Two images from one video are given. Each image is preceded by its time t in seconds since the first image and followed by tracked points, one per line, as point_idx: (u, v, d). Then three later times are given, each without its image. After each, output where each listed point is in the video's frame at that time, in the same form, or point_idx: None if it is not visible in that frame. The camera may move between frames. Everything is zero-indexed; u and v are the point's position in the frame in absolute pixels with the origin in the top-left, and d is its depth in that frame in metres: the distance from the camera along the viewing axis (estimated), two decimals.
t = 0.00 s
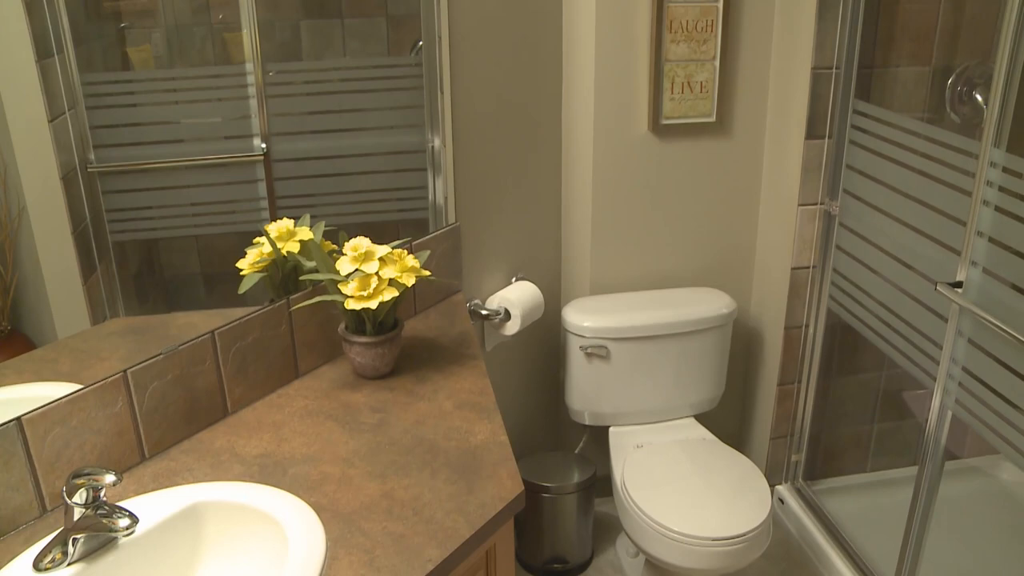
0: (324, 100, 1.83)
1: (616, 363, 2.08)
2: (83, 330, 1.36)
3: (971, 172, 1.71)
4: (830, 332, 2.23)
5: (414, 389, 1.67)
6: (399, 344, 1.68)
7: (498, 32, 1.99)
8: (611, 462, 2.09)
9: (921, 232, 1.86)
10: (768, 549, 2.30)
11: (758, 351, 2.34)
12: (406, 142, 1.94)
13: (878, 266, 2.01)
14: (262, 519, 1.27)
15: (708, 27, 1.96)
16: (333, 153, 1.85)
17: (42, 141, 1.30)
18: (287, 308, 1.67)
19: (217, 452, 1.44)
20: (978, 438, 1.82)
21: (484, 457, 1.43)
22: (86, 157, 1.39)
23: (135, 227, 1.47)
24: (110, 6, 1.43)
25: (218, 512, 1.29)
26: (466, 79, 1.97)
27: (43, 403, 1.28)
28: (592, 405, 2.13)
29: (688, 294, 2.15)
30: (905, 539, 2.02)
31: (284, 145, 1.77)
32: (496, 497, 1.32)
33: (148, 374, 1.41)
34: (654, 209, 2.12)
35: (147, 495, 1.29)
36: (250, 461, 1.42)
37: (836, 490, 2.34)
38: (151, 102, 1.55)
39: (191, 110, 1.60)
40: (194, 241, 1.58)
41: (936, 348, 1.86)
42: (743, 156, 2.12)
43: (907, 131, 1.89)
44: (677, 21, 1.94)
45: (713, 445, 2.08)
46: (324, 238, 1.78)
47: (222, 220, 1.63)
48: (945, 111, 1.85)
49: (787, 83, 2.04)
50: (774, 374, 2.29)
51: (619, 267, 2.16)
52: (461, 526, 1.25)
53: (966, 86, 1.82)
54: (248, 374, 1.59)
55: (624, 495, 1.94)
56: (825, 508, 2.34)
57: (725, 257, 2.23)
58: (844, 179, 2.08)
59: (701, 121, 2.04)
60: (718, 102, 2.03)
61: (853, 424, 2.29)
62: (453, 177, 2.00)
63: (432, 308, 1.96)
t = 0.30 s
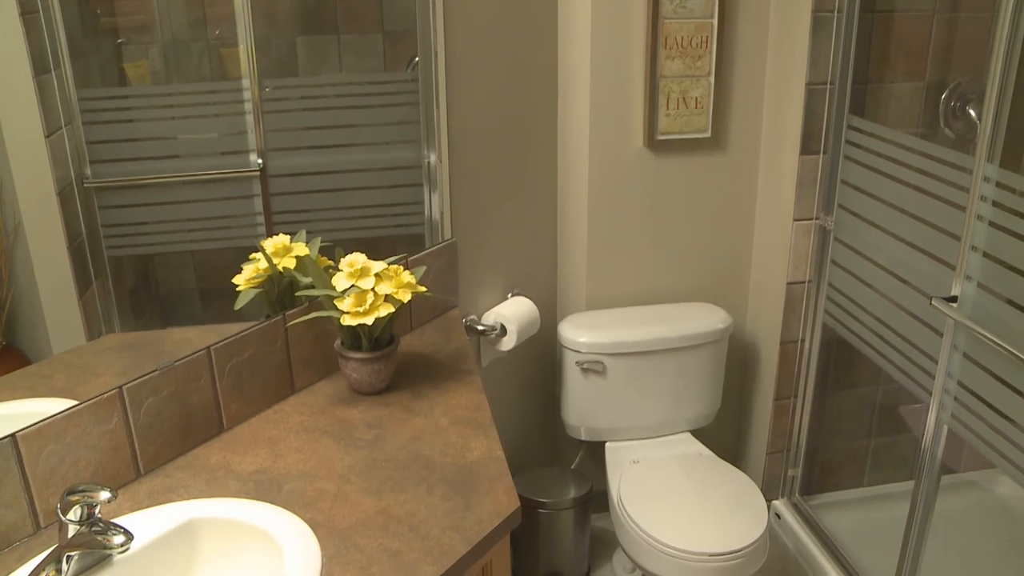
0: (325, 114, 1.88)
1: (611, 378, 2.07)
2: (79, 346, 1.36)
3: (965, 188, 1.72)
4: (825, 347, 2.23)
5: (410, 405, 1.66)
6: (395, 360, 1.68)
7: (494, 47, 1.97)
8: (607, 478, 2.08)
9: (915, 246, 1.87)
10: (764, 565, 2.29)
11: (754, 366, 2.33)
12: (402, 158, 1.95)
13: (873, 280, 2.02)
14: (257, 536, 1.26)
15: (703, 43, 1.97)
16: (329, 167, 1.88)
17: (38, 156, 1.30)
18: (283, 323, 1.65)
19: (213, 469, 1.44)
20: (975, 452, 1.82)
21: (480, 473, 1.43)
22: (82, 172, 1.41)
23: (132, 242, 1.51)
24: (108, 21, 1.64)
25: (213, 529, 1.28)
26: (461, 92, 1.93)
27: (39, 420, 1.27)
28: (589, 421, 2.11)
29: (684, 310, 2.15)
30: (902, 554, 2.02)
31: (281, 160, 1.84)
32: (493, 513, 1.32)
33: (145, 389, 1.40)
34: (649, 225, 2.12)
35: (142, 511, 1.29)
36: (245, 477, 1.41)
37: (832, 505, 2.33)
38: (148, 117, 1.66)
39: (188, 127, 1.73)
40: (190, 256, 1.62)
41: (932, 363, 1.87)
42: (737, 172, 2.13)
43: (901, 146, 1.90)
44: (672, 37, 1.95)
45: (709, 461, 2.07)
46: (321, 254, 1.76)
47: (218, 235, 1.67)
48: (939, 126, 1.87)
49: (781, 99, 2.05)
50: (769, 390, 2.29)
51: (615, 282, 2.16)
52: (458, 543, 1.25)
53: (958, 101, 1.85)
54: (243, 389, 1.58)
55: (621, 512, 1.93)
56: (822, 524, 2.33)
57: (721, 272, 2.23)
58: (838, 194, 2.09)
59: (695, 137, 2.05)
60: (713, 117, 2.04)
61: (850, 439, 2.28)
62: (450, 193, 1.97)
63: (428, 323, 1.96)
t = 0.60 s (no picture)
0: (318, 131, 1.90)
1: (607, 393, 2.05)
2: (73, 361, 1.36)
3: (958, 203, 1.73)
4: (821, 361, 2.22)
5: (406, 420, 1.66)
6: (390, 375, 1.68)
7: (490, 59, 1.97)
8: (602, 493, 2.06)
9: (909, 260, 1.88)
10: None
11: (750, 380, 2.33)
12: (398, 173, 1.97)
13: (867, 294, 2.03)
14: (251, 552, 1.25)
15: (697, 58, 1.97)
16: (326, 183, 1.90)
17: (33, 170, 1.31)
18: (278, 339, 1.66)
19: (208, 485, 1.43)
20: (970, 466, 1.82)
21: (475, 489, 1.42)
22: (78, 187, 1.41)
23: (125, 258, 1.51)
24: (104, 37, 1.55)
25: (207, 545, 1.27)
26: (457, 104, 1.94)
27: (35, 435, 1.27)
28: (585, 435, 2.09)
29: (681, 324, 2.13)
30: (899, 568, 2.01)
31: (277, 176, 1.84)
32: (489, 529, 1.31)
33: (140, 405, 1.40)
34: (644, 240, 2.11)
35: (137, 527, 1.28)
36: (240, 493, 1.41)
37: (828, 519, 2.33)
38: (144, 132, 1.63)
39: (183, 142, 1.70)
40: (185, 271, 1.62)
41: (927, 377, 1.87)
42: (732, 186, 2.12)
43: (895, 160, 1.91)
44: (667, 53, 1.95)
45: (703, 475, 2.06)
46: (316, 269, 1.77)
47: (215, 250, 1.67)
48: (932, 140, 1.89)
49: (776, 113, 2.05)
50: (765, 405, 2.28)
51: (611, 297, 2.16)
52: (453, 559, 1.24)
53: (952, 116, 1.87)
54: (239, 405, 1.58)
55: (616, 526, 1.92)
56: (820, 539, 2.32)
57: (716, 287, 2.22)
58: (833, 208, 2.10)
59: (690, 152, 2.04)
60: (708, 132, 2.03)
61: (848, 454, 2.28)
62: (445, 208, 1.97)
63: (423, 338, 1.95)
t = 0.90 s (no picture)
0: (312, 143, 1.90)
1: (601, 407, 2.02)
2: (65, 375, 1.37)
3: (950, 216, 1.74)
4: (815, 374, 2.21)
5: (400, 434, 1.65)
6: (384, 390, 1.68)
7: (481, 74, 1.99)
8: (597, 507, 2.03)
9: (900, 273, 1.90)
10: None
11: (743, 393, 2.32)
12: (391, 187, 1.96)
13: (860, 307, 2.03)
14: (245, 568, 1.24)
15: (690, 72, 1.98)
16: (314, 198, 1.87)
17: (27, 185, 1.31)
18: (272, 354, 1.69)
19: (201, 501, 1.44)
20: (964, 478, 1.83)
21: (469, 503, 1.42)
22: (71, 202, 1.42)
23: (120, 271, 1.51)
24: (98, 52, 1.53)
25: (201, 561, 1.26)
26: (450, 114, 1.97)
27: (25, 452, 1.28)
28: (578, 449, 2.05)
29: (676, 338, 2.10)
30: None
31: (271, 191, 1.81)
32: (483, 544, 1.31)
33: (133, 420, 1.42)
34: (637, 252, 2.10)
35: (130, 542, 1.27)
36: (233, 509, 1.41)
37: (823, 531, 2.31)
38: (138, 145, 1.62)
39: (176, 155, 1.67)
40: (180, 284, 1.62)
41: (920, 389, 1.88)
42: (724, 200, 2.13)
43: (886, 174, 1.92)
44: (660, 68, 1.95)
45: (696, 488, 2.03)
46: (310, 283, 1.79)
47: (209, 264, 1.67)
48: (923, 153, 1.89)
49: (769, 128, 2.05)
50: (759, 418, 2.27)
51: (604, 311, 2.14)
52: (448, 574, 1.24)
53: (943, 129, 1.88)
54: (232, 420, 1.60)
55: (611, 540, 1.89)
56: (818, 553, 2.28)
57: (710, 301, 2.22)
58: (827, 221, 2.09)
59: (683, 165, 2.04)
60: (700, 146, 2.04)
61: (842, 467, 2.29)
62: (438, 221, 2.00)
63: (416, 352, 1.95)
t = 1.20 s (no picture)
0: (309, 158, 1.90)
1: (595, 422, 2.01)
2: (57, 390, 1.37)
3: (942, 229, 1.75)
4: (807, 388, 2.21)
5: (392, 449, 1.65)
6: (377, 405, 1.68)
7: (475, 89, 2.00)
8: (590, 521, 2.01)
9: (892, 285, 1.90)
10: None
11: (736, 406, 2.31)
12: (386, 201, 1.98)
13: (853, 320, 2.03)
14: None
15: (682, 86, 1.99)
16: (307, 212, 1.88)
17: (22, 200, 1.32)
18: (264, 368, 1.68)
19: (193, 516, 1.43)
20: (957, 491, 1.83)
21: (462, 518, 1.41)
22: (64, 216, 1.42)
23: (112, 285, 1.51)
24: (92, 66, 1.54)
25: None
26: (442, 134, 1.97)
27: (16, 468, 1.28)
28: (572, 462, 2.04)
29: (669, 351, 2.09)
30: None
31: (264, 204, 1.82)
32: (476, 559, 1.30)
33: (124, 435, 1.42)
34: (630, 266, 2.10)
35: (121, 559, 1.27)
36: (226, 524, 1.41)
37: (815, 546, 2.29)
38: (133, 162, 1.62)
39: (171, 171, 1.68)
40: (172, 298, 1.62)
41: (912, 402, 1.88)
42: (716, 214, 2.13)
43: (878, 187, 1.93)
44: (652, 82, 1.97)
45: (693, 502, 2.02)
46: (303, 297, 1.80)
47: (203, 278, 1.67)
48: (914, 166, 1.91)
49: (760, 142, 2.06)
50: (752, 430, 2.26)
51: (598, 324, 2.14)
52: None
53: (934, 142, 1.90)
54: (224, 436, 1.60)
55: (604, 553, 1.87)
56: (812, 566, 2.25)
57: (703, 314, 2.22)
58: (818, 234, 2.10)
59: (676, 179, 2.06)
60: (693, 159, 2.05)
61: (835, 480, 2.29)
62: (431, 235, 2.00)
63: (409, 366, 1.94)
